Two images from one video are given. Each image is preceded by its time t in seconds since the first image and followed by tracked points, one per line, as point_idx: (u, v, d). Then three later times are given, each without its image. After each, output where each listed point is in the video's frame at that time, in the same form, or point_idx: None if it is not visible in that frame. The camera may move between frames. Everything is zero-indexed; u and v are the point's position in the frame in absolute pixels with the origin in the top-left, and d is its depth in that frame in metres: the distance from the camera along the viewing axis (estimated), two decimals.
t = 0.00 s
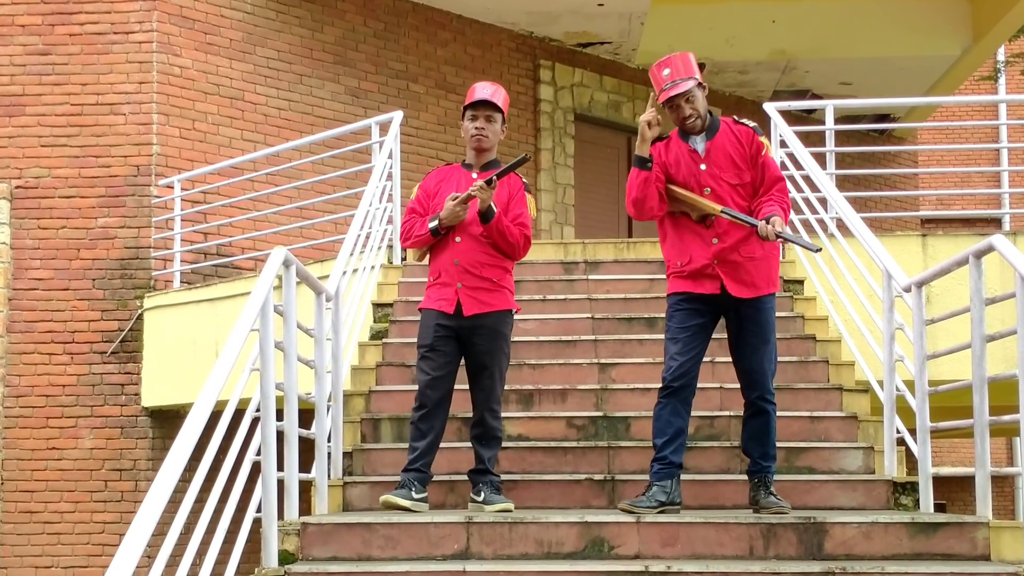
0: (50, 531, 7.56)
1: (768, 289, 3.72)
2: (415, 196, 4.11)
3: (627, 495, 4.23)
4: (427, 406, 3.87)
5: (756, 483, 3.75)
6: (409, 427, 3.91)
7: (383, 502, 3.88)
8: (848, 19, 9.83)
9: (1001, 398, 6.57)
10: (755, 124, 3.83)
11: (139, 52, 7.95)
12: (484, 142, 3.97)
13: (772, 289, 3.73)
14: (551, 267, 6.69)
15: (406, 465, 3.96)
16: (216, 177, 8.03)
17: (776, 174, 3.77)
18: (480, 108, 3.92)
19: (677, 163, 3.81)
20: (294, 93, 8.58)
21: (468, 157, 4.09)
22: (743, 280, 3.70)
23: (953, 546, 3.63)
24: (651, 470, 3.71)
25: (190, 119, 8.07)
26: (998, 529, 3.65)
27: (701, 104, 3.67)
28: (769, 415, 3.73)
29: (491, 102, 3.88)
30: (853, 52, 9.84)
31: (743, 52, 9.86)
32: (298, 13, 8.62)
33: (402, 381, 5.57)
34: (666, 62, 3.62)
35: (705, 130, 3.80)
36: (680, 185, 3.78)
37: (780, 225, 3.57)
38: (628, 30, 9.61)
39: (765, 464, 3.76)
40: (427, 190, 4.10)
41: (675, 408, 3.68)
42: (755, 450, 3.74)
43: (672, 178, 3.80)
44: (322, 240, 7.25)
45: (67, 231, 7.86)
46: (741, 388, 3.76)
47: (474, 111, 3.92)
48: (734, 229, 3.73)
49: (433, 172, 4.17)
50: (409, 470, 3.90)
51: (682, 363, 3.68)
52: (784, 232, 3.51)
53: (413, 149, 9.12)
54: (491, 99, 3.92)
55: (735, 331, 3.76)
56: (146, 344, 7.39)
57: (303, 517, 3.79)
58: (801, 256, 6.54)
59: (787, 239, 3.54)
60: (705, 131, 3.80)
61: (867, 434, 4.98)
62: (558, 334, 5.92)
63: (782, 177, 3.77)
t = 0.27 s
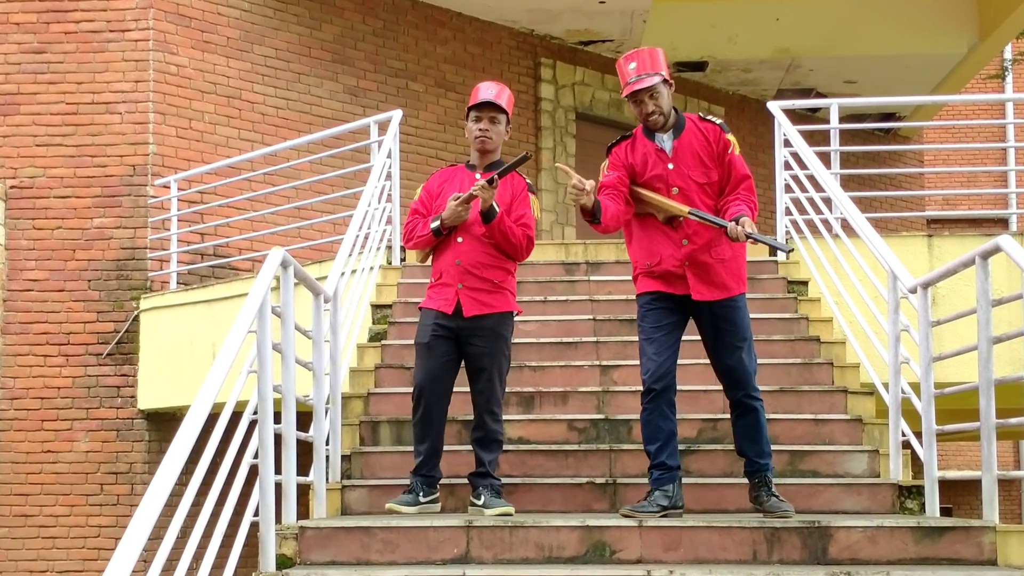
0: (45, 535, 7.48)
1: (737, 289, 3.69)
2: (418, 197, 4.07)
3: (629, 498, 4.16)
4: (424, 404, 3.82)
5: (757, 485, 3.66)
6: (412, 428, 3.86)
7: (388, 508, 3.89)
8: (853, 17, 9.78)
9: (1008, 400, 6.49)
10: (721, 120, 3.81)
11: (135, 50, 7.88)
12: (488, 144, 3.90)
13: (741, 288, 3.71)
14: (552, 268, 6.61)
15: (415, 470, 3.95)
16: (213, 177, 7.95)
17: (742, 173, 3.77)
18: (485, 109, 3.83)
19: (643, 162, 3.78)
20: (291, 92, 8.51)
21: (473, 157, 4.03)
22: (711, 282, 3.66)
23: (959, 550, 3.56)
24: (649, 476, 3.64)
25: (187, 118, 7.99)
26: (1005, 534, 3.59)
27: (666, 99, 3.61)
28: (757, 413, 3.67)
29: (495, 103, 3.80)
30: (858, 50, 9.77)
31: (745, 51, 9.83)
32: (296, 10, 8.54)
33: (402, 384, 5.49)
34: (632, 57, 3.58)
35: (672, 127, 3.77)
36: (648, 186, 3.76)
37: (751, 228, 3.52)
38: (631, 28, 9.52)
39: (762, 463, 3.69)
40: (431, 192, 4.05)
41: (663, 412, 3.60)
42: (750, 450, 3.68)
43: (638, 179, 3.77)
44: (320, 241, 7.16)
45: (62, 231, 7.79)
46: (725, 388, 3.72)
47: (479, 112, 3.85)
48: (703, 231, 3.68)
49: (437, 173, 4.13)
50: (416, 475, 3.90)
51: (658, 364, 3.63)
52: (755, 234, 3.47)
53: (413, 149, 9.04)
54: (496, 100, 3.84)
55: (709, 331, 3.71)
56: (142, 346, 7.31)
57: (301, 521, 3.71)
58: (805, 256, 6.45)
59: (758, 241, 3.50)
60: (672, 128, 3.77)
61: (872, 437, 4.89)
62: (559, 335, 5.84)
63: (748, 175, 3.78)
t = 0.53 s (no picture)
0: (37, 540, 7.40)
1: (713, 285, 3.62)
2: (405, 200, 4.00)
3: (628, 503, 4.08)
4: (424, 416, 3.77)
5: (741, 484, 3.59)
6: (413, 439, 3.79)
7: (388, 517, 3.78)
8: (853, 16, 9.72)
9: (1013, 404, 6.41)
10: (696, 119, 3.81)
11: (128, 49, 7.80)
12: (472, 145, 3.86)
13: (718, 284, 3.64)
14: (550, 269, 6.51)
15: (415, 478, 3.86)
16: (207, 177, 7.87)
17: (716, 170, 3.71)
18: (470, 109, 3.80)
19: (618, 156, 3.73)
20: (286, 91, 8.42)
21: (459, 159, 3.98)
22: (685, 277, 3.60)
23: (962, 556, 3.48)
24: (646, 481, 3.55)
25: (180, 118, 7.90)
26: (1009, 539, 3.49)
27: (639, 89, 3.64)
28: (741, 412, 3.57)
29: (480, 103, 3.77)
30: (859, 49, 9.71)
31: (745, 49, 9.80)
32: (291, 8, 8.46)
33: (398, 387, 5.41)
34: (614, 42, 3.60)
35: (647, 122, 3.75)
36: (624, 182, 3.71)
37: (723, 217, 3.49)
38: (630, 26, 9.45)
39: (745, 463, 3.61)
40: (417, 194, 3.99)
41: (652, 415, 3.53)
42: (733, 450, 3.58)
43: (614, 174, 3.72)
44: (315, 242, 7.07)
45: (54, 232, 7.70)
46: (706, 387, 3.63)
47: (463, 112, 3.81)
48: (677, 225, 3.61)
49: (423, 176, 4.07)
50: (416, 484, 3.80)
51: (642, 366, 3.55)
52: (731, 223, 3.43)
53: (409, 149, 8.96)
54: (481, 100, 3.80)
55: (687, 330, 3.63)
56: (135, 348, 7.22)
57: (296, 525, 3.63)
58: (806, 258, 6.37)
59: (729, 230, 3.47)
60: (647, 122, 3.75)
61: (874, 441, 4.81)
62: (558, 338, 5.76)
63: (721, 173, 3.72)
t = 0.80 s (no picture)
0: (29, 545, 7.32)
1: (701, 286, 3.55)
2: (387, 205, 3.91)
3: (628, 507, 4.00)
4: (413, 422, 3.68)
5: (725, 491, 3.50)
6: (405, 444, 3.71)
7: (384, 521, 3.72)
8: (853, 15, 9.65)
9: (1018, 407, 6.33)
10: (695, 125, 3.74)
11: (121, 48, 7.71)
12: (451, 147, 3.79)
13: (706, 287, 3.57)
14: (549, 271, 6.42)
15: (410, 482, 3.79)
16: (201, 177, 7.78)
17: (708, 173, 3.61)
18: (447, 110, 3.75)
19: (610, 153, 3.67)
20: (281, 91, 8.34)
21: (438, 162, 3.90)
22: (672, 277, 3.53)
23: (965, 561, 3.39)
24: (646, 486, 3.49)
25: (174, 117, 7.82)
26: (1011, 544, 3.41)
27: (638, 93, 3.57)
28: (728, 417, 3.48)
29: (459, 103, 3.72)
30: (861, 48, 9.64)
31: (745, 48, 9.73)
32: (286, 7, 8.38)
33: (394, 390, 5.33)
34: (620, 41, 3.54)
35: (643, 122, 3.68)
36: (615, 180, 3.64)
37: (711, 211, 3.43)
38: (629, 25, 9.36)
39: (731, 471, 3.52)
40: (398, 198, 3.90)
41: (649, 419, 3.47)
42: (718, 457, 3.49)
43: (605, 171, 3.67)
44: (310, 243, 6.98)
45: (46, 233, 7.62)
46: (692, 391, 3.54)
47: (441, 114, 3.75)
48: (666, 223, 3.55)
49: (404, 180, 3.98)
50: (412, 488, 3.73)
51: (638, 369, 3.49)
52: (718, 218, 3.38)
53: (405, 149, 8.88)
54: (459, 102, 3.75)
55: (675, 330, 3.56)
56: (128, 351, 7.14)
57: (291, 530, 3.56)
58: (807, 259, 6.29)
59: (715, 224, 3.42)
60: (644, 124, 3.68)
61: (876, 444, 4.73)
62: (556, 340, 5.68)
63: (715, 176, 3.61)
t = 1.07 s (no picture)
0: (21, 550, 7.23)
1: (697, 289, 3.46)
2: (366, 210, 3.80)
3: (628, 512, 3.92)
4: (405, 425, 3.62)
5: (721, 494, 3.37)
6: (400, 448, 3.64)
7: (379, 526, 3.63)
8: (853, 14, 9.59)
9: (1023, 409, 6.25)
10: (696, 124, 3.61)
11: (114, 46, 7.64)
12: (430, 150, 3.71)
13: (705, 289, 3.48)
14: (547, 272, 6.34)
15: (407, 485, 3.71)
16: (195, 178, 7.70)
17: (707, 176, 3.52)
18: (426, 113, 3.66)
19: (606, 154, 3.61)
20: (276, 90, 8.26)
21: (418, 165, 3.81)
22: (666, 281, 3.45)
23: (970, 566, 3.31)
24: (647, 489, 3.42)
25: (168, 117, 7.74)
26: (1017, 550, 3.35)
27: (639, 97, 3.50)
28: (723, 420, 3.38)
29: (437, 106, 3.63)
30: (861, 47, 9.58)
31: (745, 48, 9.65)
32: (282, 5, 8.31)
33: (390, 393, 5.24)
34: (616, 44, 3.45)
35: (643, 123, 3.59)
36: (610, 180, 3.57)
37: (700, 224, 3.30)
38: (628, 24, 9.30)
39: (728, 474, 3.39)
40: (380, 203, 3.80)
41: (648, 422, 3.40)
42: (713, 460, 3.38)
43: (599, 171, 3.61)
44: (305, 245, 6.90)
45: (38, 235, 7.54)
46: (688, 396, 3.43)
47: (419, 117, 3.67)
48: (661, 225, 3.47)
49: (383, 184, 3.88)
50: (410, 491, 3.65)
51: (633, 372, 3.43)
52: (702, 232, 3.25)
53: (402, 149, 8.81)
54: (438, 104, 3.66)
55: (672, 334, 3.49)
56: (121, 354, 7.05)
57: (286, 534, 3.48)
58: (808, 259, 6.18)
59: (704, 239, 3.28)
60: (642, 123, 3.58)
61: (879, 448, 4.65)
62: (554, 343, 5.60)
63: (714, 179, 3.52)
